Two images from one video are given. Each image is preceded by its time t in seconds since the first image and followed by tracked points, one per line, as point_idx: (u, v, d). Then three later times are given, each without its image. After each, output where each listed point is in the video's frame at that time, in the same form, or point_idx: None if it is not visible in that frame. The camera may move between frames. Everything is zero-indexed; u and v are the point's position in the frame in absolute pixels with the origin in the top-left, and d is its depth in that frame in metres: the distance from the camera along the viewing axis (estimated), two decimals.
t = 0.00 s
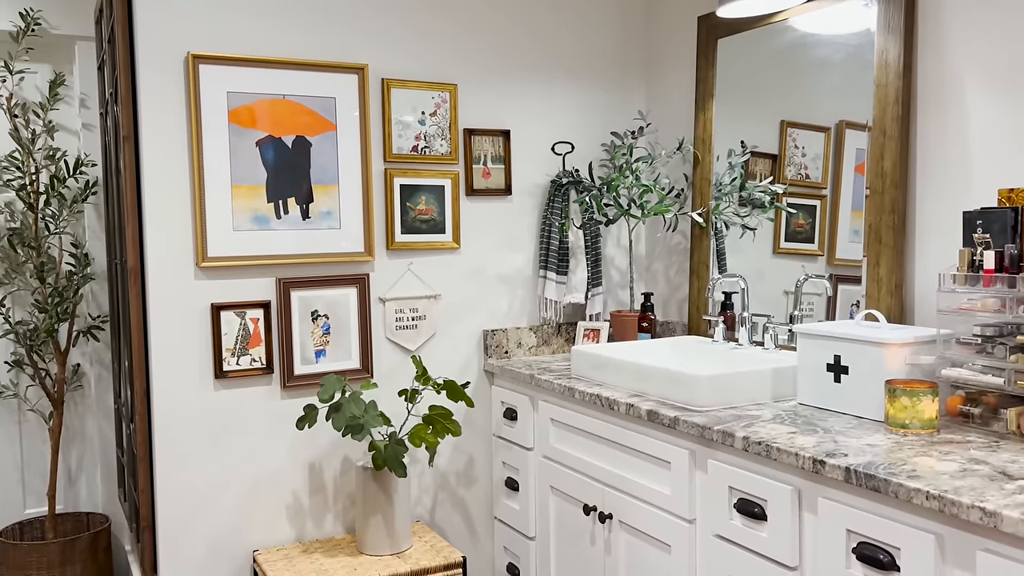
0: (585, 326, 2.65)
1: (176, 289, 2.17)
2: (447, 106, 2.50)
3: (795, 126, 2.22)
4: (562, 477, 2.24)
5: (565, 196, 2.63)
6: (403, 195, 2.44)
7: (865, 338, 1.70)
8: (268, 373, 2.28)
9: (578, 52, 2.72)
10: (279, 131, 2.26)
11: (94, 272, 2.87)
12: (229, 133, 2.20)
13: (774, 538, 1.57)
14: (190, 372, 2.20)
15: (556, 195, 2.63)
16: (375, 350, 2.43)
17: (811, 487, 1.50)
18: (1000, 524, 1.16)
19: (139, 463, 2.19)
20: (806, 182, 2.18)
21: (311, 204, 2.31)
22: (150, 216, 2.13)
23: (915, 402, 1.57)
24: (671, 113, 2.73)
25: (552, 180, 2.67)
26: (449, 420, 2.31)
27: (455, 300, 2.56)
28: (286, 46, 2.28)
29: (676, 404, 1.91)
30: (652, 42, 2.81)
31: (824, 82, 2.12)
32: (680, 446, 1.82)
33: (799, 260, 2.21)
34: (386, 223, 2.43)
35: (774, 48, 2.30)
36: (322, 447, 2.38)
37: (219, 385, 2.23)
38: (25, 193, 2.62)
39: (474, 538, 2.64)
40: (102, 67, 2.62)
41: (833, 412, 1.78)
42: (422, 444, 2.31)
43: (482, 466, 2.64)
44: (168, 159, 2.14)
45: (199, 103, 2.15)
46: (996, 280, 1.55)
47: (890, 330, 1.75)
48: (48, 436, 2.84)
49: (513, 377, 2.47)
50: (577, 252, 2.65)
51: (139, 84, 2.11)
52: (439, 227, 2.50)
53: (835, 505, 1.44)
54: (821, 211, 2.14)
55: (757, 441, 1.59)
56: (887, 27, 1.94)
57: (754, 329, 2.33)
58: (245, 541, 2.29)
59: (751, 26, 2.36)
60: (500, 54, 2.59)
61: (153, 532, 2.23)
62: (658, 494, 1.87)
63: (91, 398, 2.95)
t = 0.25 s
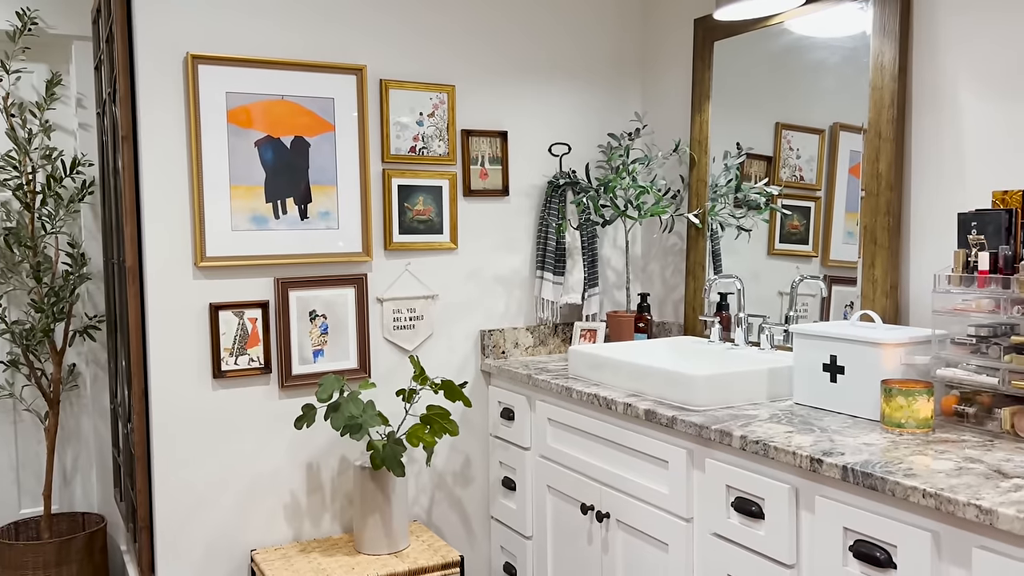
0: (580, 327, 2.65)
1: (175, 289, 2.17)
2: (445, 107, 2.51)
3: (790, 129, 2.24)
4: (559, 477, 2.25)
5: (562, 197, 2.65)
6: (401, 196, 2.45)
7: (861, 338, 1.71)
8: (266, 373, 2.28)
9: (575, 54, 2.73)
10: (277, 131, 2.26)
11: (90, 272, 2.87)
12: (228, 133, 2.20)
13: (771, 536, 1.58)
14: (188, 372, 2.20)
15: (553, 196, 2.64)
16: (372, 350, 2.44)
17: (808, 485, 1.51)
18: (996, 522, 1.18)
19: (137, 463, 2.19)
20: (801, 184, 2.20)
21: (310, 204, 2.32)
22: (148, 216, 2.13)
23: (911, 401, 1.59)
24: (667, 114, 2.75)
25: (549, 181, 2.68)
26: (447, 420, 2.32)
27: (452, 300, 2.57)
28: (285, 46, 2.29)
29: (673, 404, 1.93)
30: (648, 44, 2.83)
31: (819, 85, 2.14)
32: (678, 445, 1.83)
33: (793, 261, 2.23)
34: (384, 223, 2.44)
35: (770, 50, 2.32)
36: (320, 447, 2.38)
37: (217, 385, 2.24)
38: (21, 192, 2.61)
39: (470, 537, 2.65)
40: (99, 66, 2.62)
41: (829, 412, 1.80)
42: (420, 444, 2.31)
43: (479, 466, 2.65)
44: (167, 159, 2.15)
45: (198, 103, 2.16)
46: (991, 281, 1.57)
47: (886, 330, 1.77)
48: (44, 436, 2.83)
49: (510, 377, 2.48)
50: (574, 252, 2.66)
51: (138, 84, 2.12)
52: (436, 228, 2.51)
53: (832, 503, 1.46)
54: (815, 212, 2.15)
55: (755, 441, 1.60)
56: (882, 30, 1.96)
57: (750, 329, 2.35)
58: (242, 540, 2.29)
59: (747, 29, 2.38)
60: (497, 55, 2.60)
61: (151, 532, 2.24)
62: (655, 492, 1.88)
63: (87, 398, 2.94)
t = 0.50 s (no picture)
0: (579, 326, 2.66)
1: (173, 288, 2.17)
2: (443, 107, 2.51)
3: (786, 129, 2.25)
4: (557, 475, 2.26)
5: (559, 197, 2.66)
6: (400, 196, 2.46)
7: (858, 337, 1.73)
8: (264, 372, 2.28)
9: (572, 54, 2.74)
10: (276, 130, 2.26)
11: (87, 271, 2.87)
12: (226, 132, 2.20)
13: (769, 533, 1.59)
14: (187, 371, 2.20)
15: (551, 196, 2.65)
16: (370, 349, 2.45)
17: (805, 483, 1.53)
18: (991, 518, 1.19)
19: (136, 461, 2.19)
20: (797, 185, 2.22)
21: (308, 204, 2.32)
22: (147, 214, 2.13)
23: (907, 400, 1.60)
24: (664, 115, 2.76)
25: (547, 181, 2.69)
26: (445, 419, 2.32)
27: (450, 300, 2.58)
28: (284, 46, 2.29)
29: (671, 402, 1.94)
30: (645, 44, 2.84)
31: (816, 86, 2.15)
32: (676, 443, 1.84)
33: (789, 261, 2.24)
34: (382, 223, 2.44)
35: (766, 51, 2.33)
36: (318, 445, 2.39)
37: (216, 384, 2.24)
38: (18, 191, 2.61)
39: (468, 536, 2.65)
40: (97, 65, 2.61)
41: (825, 410, 1.81)
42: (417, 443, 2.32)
43: (476, 465, 2.65)
44: (166, 158, 2.15)
45: (197, 101, 2.16)
46: (986, 280, 1.59)
47: (882, 329, 1.78)
48: (41, 435, 2.83)
49: (508, 377, 2.49)
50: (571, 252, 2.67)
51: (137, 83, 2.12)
52: (434, 228, 2.52)
53: (830, 501, 1.47)
54: (810, 213, 2.17)
55: (752, 439, 1.61)
56: (878, 31, 1.97)
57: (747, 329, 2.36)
58: (240, 539, 2.30)
59: (744, 30, 2.39)
60: (495, 55, 2.61)
61: (149, 531, 2.23)
62: (653, 491, 1.89)
63: (84, 397, 2.94)
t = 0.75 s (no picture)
0: (578, 326, 2.68)
1: (173, 287, 2.18)
2: (442, 107, 2.52)
3: (783, 130, 2.26)
4: (556, 474, 2.27)
5: (558, 197, 2.67)
6: (399, 195, 2.46)
7: (855, 336, 1.74)
8: (264, 371, 2.29)
9: (571, 55, 2.75)
10: (276, 130, 2.27)
11: (86, 270, 2.87)
12: (226, 131, 2.21)
13: (767, 530, 1.61)
14: (187, 370, 2.21)
15: (549, 196, 2.66)
16: (370, 349, 2.45)
17: (803, 481, 1.54)
18: (989, 515, 1.20)
19: (136, 460, 2.20)
20: (793, 185, 2.23)
21: (308, 203, 2.33)
22: (147, 214, 2.14)
23: (905, 398, 1.61)
24: (662, 115, 2.77)
25: (545, 181, 2.70)
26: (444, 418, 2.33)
27: (449, 299, 2.58)
28: (284, 46, 2.30)
29: (670, 401, 1.95)
30: (643, 45, 2.85)
31: (813, 87, 2.17)
32: (674, 442, 1.85)
33: (786, 261, 2.26)
34: (381, 222, 2.45)
35: (764, 52, 2.34)
36: (317, 444, 2.39)
37: (216, 382, 2.24)
38: (17, 190, 2.61)
39: (466, 535, 2.66)
40: (96, 65, 2.62)
41: (823, 409, 1.83)
42: (417, 442, 2.32)
43: (475, 463, 2.66)
44: (166, 158, 2.15)
45: (197, 101, 2.16)
46: (982, 279, 1.60)
47: (879, 328, 1.80)
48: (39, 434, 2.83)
49: (507, 376, 2.50)
50: (570, 252, 2.68)
51: (137, 82, 2.12)
52: (434, 227, 2.53)
53: (828, 498, 1.48)
54: (807, 213, 2.18)
55: (751, 437, 1.62)
56: (876, 33, 1.99)
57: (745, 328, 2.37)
58: (240, 538, 2.30)
59: (742, 31, 2.40)
60: (494, 56, 2.62)
61: (149, 529, 2.24)
62: (652, 489, 1.90)
63: (83, 396, 2.94)
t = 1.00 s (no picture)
0: (575, 324, 2.69)
1: (174, 286, 2.18)
2: (442, 106, 2.53)
3: (781, 129, 2.27)
4: (555, 472, 2.28)
5: (557, 196, 2.68)
6: (399, 194, 2.47)
7: (853, 335, 1.76)
8: (265, 370, 2.30)
9: (570, 54, 2.76)
10: (276, 130, 2.28)
11: (86, 269, 2.87)
12: (227, 131, 2.21)
13: (767, 528, 1.62)
14: (187, 368, 2.21)
15: (549, 195, 2.67)
16: (370, 347, 2.46)
17: (802, 478, 1.55)
18: (986, 511, 1.22)
19: (137, 458, 2.20)
20: (791, 185, 2.24)
21: (308, 202, 2.33)
22: (148, 213, 2.14)
23: (902, 396, 1.63)
24: (660, 115, 2.78)
25: (544, 180, 2.71)
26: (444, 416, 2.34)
27: (448, 298, 2.59)
28: (284, 46, 2.30)
29: (669, 399, 1.96)
30: (642, 45, 2.86)
31: (811, 87, 2.18)
32: (674, 440, 1.86)
33: (784, 261, 2.27)
34: (381, 221, 2.46)
35: (763, 52, 2.35)
36: (317, 443, 2.40)
37: (216, 381, 2.25)
38: (17, 189, 2.61)
39: (466, 533, 2.67)
40: (96, 64, 2.62)
41: (821, 407, 1.84)
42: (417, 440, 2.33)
43: (474, 462, 2.67)
44: (167, 157, 2.16)
45: (198, 100, 2.17)
46: (980, 279, 1.61)
47: (877, 327, 1.81)
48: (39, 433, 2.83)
49: (507, 374, 2.51)
50: (569, 251, 2.69)
51: (138, 81, 2.13)
52: (433, 227, 2.53)
53: (827, 495, 1.50)
54: (805, 212, 2.20)
55: (750, 435, 1.64)
56: (874, 34, 2.00)
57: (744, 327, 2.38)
58: (240, 536, 2.31)
59: (740, 31, 2.41)
60: (494, 55, 2.62)
61: (150, 527, 2.25)
62: (651, 486, 1.92)
63: (82, 395, 2.94)
